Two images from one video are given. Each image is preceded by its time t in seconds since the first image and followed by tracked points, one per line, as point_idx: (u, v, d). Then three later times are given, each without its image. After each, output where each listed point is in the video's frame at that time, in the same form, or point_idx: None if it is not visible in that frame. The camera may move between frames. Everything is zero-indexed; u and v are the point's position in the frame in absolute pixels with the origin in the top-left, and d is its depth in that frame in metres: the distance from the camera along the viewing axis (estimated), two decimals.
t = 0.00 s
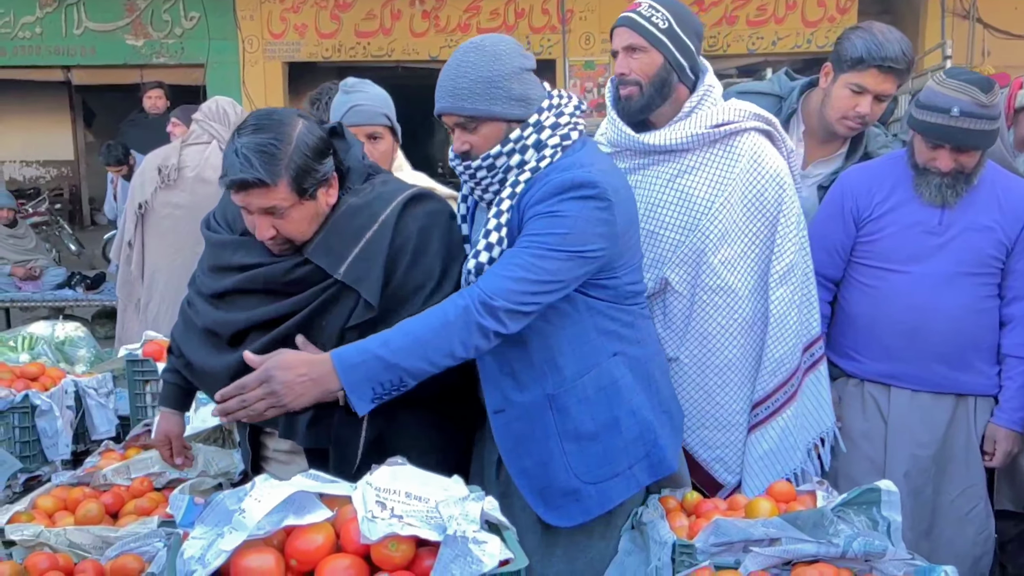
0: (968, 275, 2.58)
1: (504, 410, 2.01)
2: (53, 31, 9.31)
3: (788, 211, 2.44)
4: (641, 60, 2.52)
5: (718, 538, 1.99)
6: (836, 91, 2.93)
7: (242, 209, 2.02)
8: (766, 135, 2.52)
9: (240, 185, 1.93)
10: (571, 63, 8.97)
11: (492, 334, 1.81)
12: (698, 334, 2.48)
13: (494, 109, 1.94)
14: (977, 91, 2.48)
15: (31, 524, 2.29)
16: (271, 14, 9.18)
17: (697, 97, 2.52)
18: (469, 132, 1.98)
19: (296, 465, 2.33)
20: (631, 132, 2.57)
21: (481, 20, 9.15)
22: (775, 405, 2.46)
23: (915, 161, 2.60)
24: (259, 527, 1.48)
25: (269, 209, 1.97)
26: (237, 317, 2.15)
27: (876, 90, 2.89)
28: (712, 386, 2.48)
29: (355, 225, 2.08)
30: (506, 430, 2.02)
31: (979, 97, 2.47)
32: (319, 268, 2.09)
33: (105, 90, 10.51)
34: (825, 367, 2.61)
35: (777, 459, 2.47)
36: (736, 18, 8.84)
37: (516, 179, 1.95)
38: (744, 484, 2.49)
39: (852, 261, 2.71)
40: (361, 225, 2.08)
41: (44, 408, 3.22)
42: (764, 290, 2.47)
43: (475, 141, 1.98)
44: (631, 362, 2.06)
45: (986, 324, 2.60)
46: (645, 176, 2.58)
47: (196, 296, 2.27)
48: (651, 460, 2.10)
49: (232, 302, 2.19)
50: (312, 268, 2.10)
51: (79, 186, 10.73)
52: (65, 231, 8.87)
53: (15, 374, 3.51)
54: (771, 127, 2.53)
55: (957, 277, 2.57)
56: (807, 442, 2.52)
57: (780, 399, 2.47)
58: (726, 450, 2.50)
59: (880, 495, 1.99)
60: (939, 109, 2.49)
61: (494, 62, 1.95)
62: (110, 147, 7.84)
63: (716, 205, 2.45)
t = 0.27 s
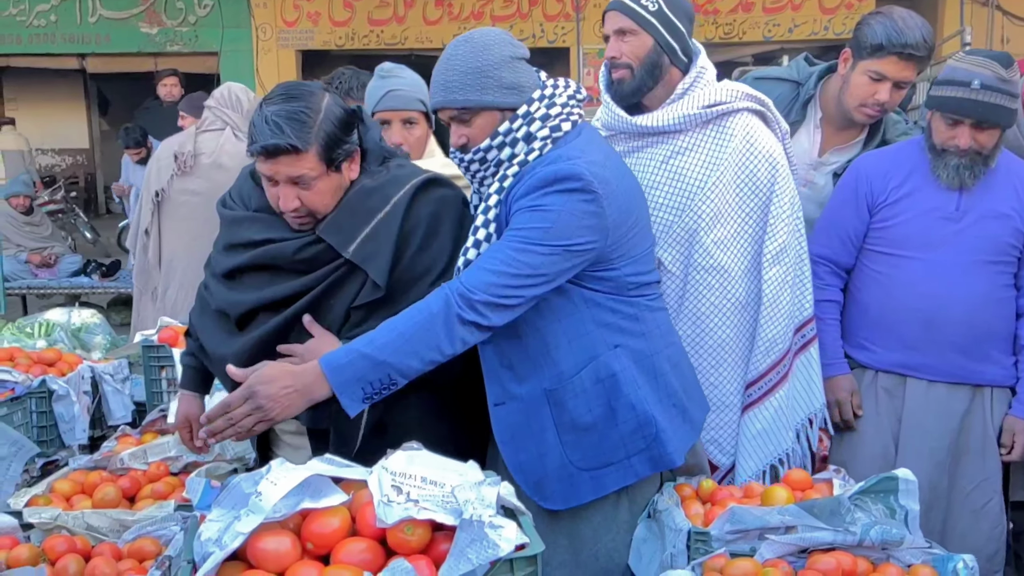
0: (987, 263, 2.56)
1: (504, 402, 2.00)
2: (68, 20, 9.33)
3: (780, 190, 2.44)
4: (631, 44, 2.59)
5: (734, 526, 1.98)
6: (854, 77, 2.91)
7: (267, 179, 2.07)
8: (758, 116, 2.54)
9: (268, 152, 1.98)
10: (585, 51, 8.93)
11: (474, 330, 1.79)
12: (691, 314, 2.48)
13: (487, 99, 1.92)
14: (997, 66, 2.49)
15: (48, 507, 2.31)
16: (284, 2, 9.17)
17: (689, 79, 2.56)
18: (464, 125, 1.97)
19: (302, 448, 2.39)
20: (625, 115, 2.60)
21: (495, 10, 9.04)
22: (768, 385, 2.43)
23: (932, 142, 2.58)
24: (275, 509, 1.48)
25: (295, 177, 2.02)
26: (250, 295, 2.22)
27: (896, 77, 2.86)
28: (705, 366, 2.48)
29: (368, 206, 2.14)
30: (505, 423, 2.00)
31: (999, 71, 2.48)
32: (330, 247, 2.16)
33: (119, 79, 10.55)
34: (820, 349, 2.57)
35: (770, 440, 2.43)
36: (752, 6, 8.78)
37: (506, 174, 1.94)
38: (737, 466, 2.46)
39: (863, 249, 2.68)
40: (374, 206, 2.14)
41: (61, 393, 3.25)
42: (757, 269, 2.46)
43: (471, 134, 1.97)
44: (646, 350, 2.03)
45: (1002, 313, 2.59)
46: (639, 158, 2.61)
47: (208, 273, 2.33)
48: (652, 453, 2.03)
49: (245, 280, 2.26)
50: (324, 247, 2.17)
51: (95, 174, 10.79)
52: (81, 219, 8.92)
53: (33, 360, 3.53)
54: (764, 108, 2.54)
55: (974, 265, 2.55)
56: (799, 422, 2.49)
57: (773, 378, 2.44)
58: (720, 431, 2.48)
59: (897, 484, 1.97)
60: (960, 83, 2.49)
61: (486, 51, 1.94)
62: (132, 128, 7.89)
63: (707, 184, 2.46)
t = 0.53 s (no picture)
0: (1005, 253, 2.53)
1: (511, 390, 1.99)
2: (86, 10, 9.37)
3: (773, 177, 2.53)
4: (625, 33, 2.66)
5: (751, 516, 1.98)
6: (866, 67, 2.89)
7: (274, 168, 2.08)
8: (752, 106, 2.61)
9: (271, 142, 2.00)
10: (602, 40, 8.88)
11: (482, 298, 1.73)
12: (683, 298, 2.52)
13: (495, 86, 1.91)
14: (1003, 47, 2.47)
15: (68, 493, 2.33)
16: None
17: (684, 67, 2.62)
18: (474, 111, 1.96)
19: (317, 434, 2.43)
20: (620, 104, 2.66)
21: None
22: (759, 368, 2.50)
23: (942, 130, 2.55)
24: (293, 496, 1.48)
25: (301, 167, 2.04)
26: (266, 284, 2.25)
27: (905, 61, 2.84)
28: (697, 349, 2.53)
29: (374, 195, 2.13)
30: (511, 411, 1.99)
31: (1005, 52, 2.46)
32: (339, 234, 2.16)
33: (136, 69, 10.60)
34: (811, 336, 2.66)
35: (758, 424, 2.50)
36: None
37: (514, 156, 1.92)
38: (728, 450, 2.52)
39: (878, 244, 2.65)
40: (380, 196, 2.13)
41: (80, 380, 3.27)
42: (749, 254, 2.52)
43: (480, 120, 1.96)
44: (660, 340, 2.02)
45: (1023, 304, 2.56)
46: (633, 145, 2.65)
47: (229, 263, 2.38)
48: (657, 438, 2.01)
49: (262, 269, 2.29)
50: (332, 237, 2.18)
51: (112, 164, 10.86)
52: (99, 208, 8.97)
53: (52, 347, 3.56)
54: (757, 97, 2.62)
55: (994, 256, 2.52)
56: (790, 405, 2.58)
57: (763, 362, 2.51)
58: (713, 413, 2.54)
59: (917, 475, 1.96)
60: (970, 65, 2.47)
61: (497, 38, 1.93)
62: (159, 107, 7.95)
63: (701, 171, 2.52)
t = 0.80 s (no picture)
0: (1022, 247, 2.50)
1: (530, 376, 1.99)
2: None
3: (772, 166, 2.57)
4: (627, 22, 2.73)
5: (767, 506, 1.97)
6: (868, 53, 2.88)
7: (283, 153, 2.08)
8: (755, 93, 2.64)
9: (279, 125, 1.99)
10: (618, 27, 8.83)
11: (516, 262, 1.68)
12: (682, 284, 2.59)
13: (516, 71, 1.89)
14: (999, 41, 2.38)
15: (87, 476, 2.35)
16: None
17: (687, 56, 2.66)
18: (493, 95, 1.95)
19: (334, 419, 2.43)
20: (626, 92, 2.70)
21: None
22: (755, 353, 2.57)
23: (939, 125, 2.48)
24: (309, 481, 1.48)
25: (309, 150, 2.03)
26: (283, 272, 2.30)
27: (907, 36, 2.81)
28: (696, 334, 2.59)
29: (382, 180, 2.14)
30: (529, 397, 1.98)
31: (1002, 47, 2.37)
32: (348, 222, 2.19)
33: (153, 56, 10.64)
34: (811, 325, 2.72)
35: (754, 409, 2.58)
36: None
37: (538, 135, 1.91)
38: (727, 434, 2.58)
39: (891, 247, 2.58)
40: (387, 182, 2.14)
41: (98, 365, 3.30)
42: (746, 242, 2.58)
43: (500, 105, 1.95)
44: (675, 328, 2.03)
45: None
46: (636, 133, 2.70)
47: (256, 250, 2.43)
48: (666, 426, 2.01)
49: (281, 257, 2.34)
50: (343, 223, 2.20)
51: (130, 151, 10.92)
52: (117, 195, 9.03)
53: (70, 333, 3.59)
54: (760, 84, 2.64)
55: (1011, 251, 2.50)
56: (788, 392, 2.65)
57: (759, 349, 2.58)
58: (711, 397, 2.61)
59: (935, 466, 1.95)
60: (963, 64, 2.37)
61: (521, 23, 1.92)
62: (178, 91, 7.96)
63: (699, 158, 2.55)
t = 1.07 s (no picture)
0: None
1: (564, 359, 2.00)
2: None
3: (783, 148, 2.56)
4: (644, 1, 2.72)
5: (785, 488, 1.96)
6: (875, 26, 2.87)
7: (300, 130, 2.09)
8: (768, 73, 2.61)
9: (294, 101, 2.01)
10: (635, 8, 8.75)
11: (515, 278, 1.82)
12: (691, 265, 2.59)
13: (547, 57, 1.88)
14: (959, 35, 2.23)
15: (106, 453, 2.38)
16: None
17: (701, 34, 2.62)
18: (524, 80, 1.93)
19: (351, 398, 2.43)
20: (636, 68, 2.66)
21: None
22: (764, 334, 2.58)
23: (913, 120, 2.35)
24: (327, 459, 1.48)
25: (324, 127, 2.04)
26: (300, 252, 2.30)
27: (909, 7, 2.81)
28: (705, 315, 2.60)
29: (400, 157, 2.12)
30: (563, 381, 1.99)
31: (962, 41, 2.21)
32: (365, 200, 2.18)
33: (169, 38, 10.64)
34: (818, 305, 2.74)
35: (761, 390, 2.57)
36: None
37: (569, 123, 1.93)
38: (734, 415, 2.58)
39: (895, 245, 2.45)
40: (403, 160, 2.12)
41: (116, 345, 3.32)
42: (753, 225, 2.59)
43: (531, 90, 1.93)
44: (695, 312, 2.01)
45: None
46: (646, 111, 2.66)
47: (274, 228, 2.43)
48: (707, 412, 2.04)
49: (298, 236, 2.34)
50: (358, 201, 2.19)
51: (146, 133, 10.96)
52: (134, 176, 9.07)
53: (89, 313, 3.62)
54: (773, 64, 2.61)
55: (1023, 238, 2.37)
56: (800, 371, 2.64)
57: (766, 330, 2.59)
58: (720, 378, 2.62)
59: (954, 449, 1.95)
60: (921, 64, 2.23)
61: (551, 7, 1.89)
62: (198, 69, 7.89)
63: (713, 139, 2.52)
